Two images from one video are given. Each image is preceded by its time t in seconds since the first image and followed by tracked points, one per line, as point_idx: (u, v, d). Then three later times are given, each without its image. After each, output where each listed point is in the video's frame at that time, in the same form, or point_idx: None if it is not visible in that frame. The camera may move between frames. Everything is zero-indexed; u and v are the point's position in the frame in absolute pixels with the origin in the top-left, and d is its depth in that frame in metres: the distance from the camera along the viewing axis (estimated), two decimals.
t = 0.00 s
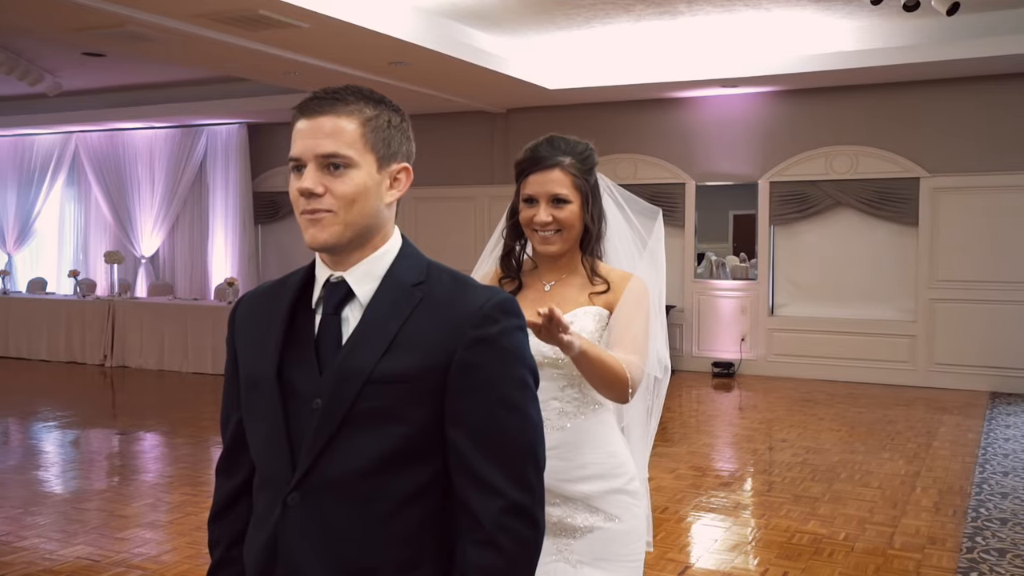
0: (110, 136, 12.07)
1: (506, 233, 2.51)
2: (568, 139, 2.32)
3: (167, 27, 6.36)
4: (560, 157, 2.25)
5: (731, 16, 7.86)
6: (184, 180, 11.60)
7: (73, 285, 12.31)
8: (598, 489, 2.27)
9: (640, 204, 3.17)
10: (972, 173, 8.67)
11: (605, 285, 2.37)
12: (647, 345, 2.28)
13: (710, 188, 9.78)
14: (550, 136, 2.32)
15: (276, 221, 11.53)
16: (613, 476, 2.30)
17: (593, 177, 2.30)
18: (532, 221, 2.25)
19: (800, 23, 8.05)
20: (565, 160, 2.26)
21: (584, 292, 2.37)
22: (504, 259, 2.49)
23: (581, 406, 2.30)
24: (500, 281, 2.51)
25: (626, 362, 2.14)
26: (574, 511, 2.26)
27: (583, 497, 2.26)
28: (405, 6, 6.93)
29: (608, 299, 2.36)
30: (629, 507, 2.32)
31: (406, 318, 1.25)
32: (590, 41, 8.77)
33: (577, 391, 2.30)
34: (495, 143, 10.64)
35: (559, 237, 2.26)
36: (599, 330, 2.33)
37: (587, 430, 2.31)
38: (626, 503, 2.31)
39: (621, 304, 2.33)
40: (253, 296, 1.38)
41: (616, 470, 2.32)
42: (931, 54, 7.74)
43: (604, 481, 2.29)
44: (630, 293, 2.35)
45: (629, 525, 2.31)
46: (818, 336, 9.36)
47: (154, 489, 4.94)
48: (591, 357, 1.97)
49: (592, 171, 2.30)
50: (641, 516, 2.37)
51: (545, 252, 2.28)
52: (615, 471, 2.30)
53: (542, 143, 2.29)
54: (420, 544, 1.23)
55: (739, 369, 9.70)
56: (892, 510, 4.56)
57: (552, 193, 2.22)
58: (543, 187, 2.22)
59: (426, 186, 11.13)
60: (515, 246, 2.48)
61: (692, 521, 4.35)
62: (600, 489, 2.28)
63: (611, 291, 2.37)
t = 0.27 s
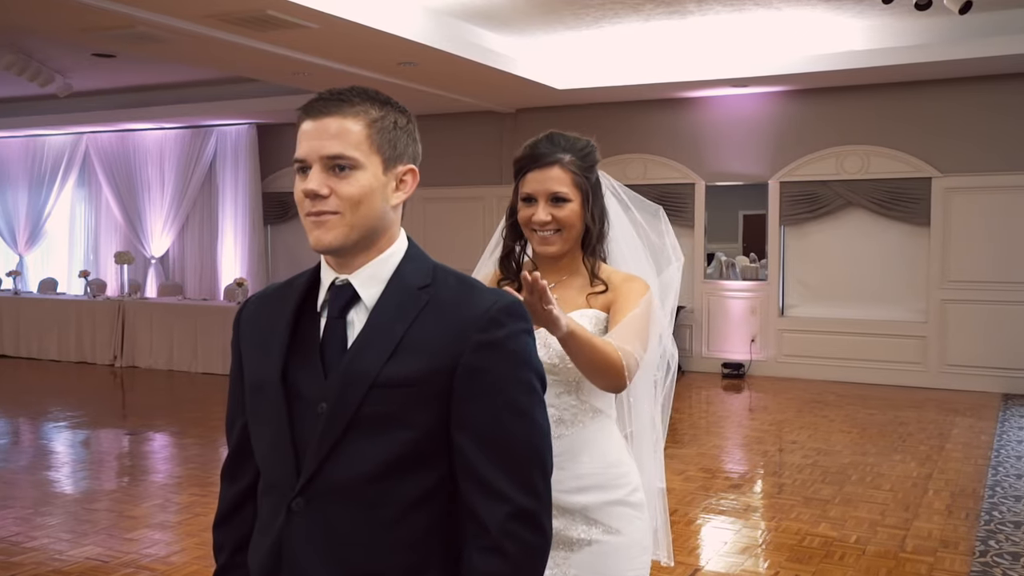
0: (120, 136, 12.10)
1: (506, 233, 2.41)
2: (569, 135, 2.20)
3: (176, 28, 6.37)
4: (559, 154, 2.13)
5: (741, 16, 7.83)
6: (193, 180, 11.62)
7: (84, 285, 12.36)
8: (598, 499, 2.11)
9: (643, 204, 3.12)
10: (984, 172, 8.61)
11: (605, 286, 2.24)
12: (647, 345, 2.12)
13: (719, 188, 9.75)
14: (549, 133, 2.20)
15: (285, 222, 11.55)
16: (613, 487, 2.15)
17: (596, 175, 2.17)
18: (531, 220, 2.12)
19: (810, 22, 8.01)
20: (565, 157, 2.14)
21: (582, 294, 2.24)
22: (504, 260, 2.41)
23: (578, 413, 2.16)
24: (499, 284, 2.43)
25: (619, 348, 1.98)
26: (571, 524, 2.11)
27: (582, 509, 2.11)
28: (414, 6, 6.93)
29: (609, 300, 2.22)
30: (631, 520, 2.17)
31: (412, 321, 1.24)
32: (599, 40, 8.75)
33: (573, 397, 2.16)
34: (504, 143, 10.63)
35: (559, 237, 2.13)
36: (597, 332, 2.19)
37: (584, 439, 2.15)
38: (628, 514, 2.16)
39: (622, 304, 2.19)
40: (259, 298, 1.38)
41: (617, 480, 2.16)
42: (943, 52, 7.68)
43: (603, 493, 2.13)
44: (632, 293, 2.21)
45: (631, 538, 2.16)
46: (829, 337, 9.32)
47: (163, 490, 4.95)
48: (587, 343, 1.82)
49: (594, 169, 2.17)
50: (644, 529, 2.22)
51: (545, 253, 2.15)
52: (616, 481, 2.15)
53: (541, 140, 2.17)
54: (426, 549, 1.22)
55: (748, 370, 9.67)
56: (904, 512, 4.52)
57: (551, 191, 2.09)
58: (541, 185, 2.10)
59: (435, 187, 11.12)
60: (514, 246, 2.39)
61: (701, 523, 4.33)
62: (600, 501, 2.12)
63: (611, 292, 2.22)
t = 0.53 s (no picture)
0: (132, 137, 12.15)
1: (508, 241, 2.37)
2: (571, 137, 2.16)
3: (187, 29, 6.38)
4: (561, 156, 2.09)
5: (753, 15, 7.80)
6: (205, 180, 11.66)
7: (96, 286, 12.42)
8: (596, 519, 2.02)
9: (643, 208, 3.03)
10: (999, 172, 8.55)
11: (609, 294, 2.17)
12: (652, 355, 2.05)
13: (731, 188, 9.72)
14: (551, 136, 2.17)
15: (297, 222, 11.57)
16: (613, 507, 2.06)
17: (599, 178, 2.12)
18: (533, 226, 2.07)
19: (822, 21, 7.97)
20: (567, 159, 2.10)
21: (586, 302, 2.17)
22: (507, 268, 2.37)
23: (578, 428, 2.07)
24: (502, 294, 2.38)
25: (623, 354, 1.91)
26: (567, 544, 2.02)
27: (579, 528, 2.02)
28: (424, 6, 6.93)
29: (614, 308, 2.15)
30: (629, 542, 2.08)
31: (420, 325, 1.23)
32: (610, 40, 8.73)
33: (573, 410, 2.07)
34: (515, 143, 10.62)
35: (562, 243, 2.08)
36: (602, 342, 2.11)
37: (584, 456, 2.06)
38: (626, 537, 2.07)
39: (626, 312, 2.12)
40: (267, 301, 1.37)
41: (617, 499, 2.07)
42: (958, 51, 7.62)
43: (603, 511, 2.04)
44: (638, 299, 2.14)
45: (629, 561, 2.07)
46: (841, 337, 9.27)
47: (175, 490, 4.97)
48: (589, 345, 1.74)
49: (597, 170, 2.12)
50: (644, 551, 2.12)
51: (549, 259, 2.10)
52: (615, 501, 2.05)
53: (542, 143, 2.13)
54: (434, 557, 1.21)
55: (760, 370, 9.63)
56: (918, 515, 4.49)
57: (552, 195, 2.04)
58: (543, 189, 2.06)
59: (446, 187, 11.11)
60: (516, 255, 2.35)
61: (713, 525, 4.31)
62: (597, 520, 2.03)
63: (616, 300, 2.16)
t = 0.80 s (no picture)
0: (145, 137, 12.20)
1: (515, 242, 2.34)
2: (577, 134, 2.14)
3: (199, 30, 6.41)
4: (566, 153, 2.06)
5: (766, 14, 7.76)
6: (217, 180, 11.69)
7: (109, 285, 12.46)
8: (597, 532, 1.99)
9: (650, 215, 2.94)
10: (1014, 171, 8.48)
11: (616, 297, 2.12)
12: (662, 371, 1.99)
13: (743, 188, 9.68)
14: (557, 133, 2.14)
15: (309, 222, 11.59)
16: (616, 519, 2.02)
17: (606, 175, 2.10)
18: (537, 226, 2.04)
19: (836, 20, 7.93)
20: (572, 156, 2.07)
21: (593, 306, 2.14)
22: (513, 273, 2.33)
23: (580, 437, 2.02)
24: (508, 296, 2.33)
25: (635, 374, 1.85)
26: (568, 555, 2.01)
27: (580, 539, 2.00)
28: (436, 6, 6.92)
29: (623, 313, 2.10)
30: (632, 556, 2.05)
31: (428, 329, 1.22)
32: (622, 40, 8.72)
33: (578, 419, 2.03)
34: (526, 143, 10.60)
35: (568, 243, 2.06)
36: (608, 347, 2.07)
37: (588, 467, 2.02)
38: (629, 549, 2.04)
39: (634, 317, 2.08)
40: (274, 303, 1.36)
41: (621, 512, 2.03)
42: (973, 49, 7.56)
43: (605, 524, 2.01)
44: (645, 305, 2.09)
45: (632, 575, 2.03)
46: (855, 338, 9.21)
47: (187, 490, 4.97)
48: (592, 360, 1.64)
49: (604, 168, 2.10)
50: (648, 565, 2.08)
51: (554, 259, 2.07)
52: (618, 514, 2.01)
53: (548, 140, 2.11)
54: (443, 562, 1.20)
55: (773, 371, 9.57)
56: (933, 518, 4.45)
57: (556, 193, 2.01)
58: (547, 187, 2.03)
59: (457, 187, 11.11)
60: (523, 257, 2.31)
61: (725, 528, 4.28)
62: (599, 533, 2.00)
63: (623, 303, 2.11)
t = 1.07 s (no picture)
0: (158, 138, 12.24)
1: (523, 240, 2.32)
2: (585, 129, 2.11)
3: (212, 30, 6.42)
4: (572, 148, 2.04)
5: (779, 12, 7.71)
6: (230, 180, 11.73)
7: (123, 285, 12.51)
8: (601, 542, 1.98)
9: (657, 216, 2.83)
10: None
11: (625, 299, 2.10)
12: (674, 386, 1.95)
13: (757, 188, 9.63)
14: (564, 127, 2.11)
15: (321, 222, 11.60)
16: (620, 530, 2.00)
17: (614, 172, 2.07)
18: (543, 223, 2.01)
19: (851, 18, 7.87)
20: (579, 151, 2.05)
21: (601, 308, 2.11)
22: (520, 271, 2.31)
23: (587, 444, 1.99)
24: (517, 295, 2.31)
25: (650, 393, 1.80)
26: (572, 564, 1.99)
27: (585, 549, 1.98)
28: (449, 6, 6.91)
29: (633, 317, 2.07)
30: (638, 568, 2.03)
31: (437, 330, 1.20)
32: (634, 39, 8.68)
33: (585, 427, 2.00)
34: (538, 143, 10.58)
35: (573, 241, 2.03)
36: (616, 352, 2.04)
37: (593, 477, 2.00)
38: (635, 561, 2.02)
39: (644, 322, 2.05)
40: (282, 305, 1.36)
41: (626, 523, 2.01)
42: (990, 47, 7.49)
43: (609, 536, 1.99)
44: (655, 311, 2.06)
45: None
46: (869, 339, 9.15)
47: (200, 489, 4.98)
48: (598, 376, 1.57)
49: (612, 164, 2.07)
50: None
51: (559, 258, 2.04)
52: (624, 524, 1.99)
53: (554, 135, 2.07)
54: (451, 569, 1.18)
55: (787, 372, 9.52)
56: (950, 521, 4.40)
57: (562, 189, 1.98)
58: (552, 183, 2.00)
59: (469, 187, 11.09)
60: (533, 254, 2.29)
61: (739, 530, 4.25)
62: (602, 544, 1.99)
63: (632, 305, 2.09)
